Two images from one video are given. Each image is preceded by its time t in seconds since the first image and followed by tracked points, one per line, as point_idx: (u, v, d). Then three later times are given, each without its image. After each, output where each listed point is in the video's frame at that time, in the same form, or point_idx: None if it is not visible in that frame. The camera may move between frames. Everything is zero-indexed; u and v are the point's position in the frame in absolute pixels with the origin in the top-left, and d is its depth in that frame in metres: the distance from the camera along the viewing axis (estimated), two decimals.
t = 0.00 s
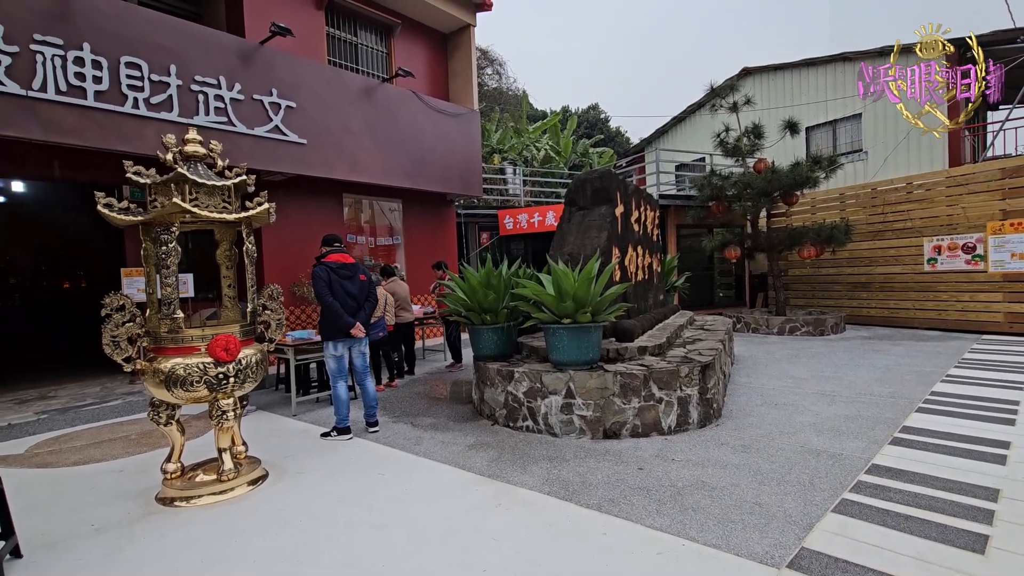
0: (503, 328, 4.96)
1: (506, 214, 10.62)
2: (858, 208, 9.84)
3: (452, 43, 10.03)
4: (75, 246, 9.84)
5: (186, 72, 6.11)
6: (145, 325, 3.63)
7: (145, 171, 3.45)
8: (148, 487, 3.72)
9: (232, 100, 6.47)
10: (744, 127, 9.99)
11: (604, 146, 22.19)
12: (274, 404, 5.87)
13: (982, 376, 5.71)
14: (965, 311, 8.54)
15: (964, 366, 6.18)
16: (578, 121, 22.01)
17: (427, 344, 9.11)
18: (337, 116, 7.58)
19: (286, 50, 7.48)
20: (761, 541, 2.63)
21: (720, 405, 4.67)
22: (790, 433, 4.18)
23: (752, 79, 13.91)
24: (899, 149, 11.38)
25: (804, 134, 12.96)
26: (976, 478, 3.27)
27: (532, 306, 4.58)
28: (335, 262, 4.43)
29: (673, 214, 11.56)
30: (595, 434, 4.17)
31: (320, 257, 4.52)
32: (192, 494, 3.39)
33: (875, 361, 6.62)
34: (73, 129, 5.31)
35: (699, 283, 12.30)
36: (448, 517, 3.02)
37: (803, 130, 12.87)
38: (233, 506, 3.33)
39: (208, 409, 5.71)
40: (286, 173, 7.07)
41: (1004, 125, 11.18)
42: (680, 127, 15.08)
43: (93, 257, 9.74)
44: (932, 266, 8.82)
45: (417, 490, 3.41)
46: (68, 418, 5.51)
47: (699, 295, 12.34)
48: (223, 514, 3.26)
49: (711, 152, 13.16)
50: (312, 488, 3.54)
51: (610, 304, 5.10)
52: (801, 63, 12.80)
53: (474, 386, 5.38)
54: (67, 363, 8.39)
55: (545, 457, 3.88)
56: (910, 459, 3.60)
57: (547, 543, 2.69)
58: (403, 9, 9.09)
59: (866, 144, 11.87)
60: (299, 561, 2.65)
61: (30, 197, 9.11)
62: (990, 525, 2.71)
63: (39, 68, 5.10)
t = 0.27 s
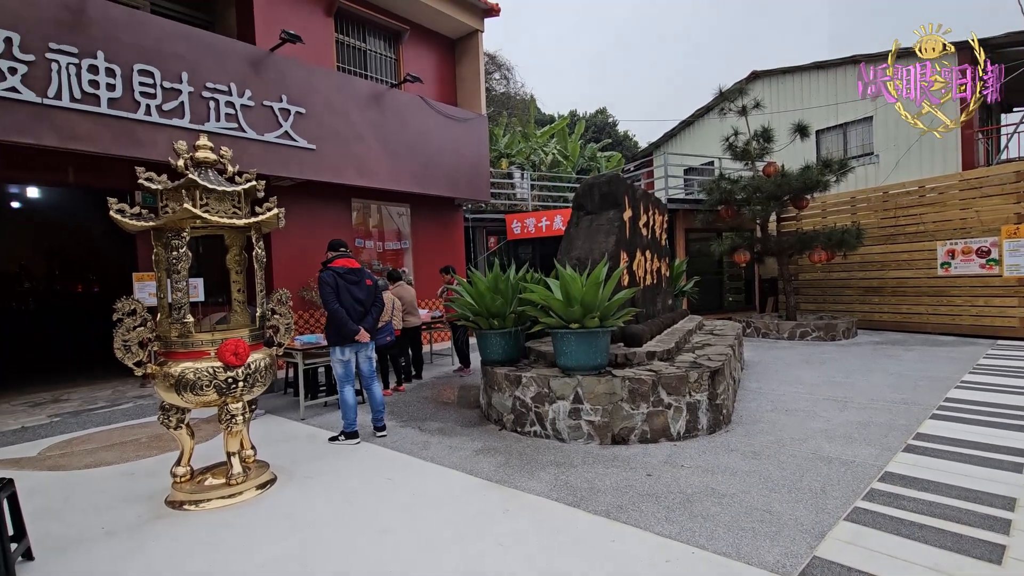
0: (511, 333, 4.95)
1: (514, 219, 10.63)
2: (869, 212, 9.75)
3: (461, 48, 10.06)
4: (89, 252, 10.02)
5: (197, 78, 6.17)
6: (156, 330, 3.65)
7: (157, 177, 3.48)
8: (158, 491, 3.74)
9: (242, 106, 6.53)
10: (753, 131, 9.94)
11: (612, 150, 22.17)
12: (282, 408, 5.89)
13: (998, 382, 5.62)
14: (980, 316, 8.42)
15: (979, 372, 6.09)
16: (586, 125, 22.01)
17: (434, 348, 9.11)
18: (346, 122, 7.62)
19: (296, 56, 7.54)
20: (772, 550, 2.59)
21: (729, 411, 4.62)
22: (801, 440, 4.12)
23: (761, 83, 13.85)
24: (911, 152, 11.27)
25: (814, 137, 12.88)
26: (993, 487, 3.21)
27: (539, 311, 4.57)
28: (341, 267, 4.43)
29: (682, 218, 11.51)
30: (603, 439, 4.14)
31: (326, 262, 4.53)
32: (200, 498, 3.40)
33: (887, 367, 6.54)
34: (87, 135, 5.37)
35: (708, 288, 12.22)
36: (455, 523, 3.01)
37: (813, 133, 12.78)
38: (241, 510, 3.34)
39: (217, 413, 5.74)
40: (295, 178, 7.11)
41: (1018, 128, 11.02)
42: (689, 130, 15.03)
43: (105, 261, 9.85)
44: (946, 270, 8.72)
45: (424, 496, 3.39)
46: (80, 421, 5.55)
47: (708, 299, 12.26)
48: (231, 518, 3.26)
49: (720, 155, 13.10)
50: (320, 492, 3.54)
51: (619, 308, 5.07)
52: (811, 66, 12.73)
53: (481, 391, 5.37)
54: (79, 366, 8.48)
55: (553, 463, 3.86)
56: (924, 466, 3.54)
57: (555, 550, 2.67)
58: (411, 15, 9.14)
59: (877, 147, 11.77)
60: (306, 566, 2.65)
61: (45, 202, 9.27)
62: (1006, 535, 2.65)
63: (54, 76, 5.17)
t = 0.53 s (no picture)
0: (520, 338, 4.94)
1: (523, 224, 10.64)
2: (883, 216, 9.63)
3: (470, 54, 10.11)
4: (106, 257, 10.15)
5: (211, 86, 6.24)
6: (169, 335, 3.68)
7: (171, 184, 3.51)
8: (170, 495, 3.76)
9: (255, 113, 6.59)
10: (764, 135, 9.88)
11: (622, 154, 22.14)
12: (293, 412, 5.91)
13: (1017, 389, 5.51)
14: (998, 322, 8.28)
15: (998, 379, 5.97)
16: (596, 130, 22.01)
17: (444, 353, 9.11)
18: (356, 128, 7.67)
19: (307, 64, 7.61)
20: (786, 559, 2.55)
21: (741, 417, 4.57)
22: (815, 448, 4.07)
23: (771, 86, 13.77)
24: (925, 156, 11.14)
25: (826, 141, 12.77)
26: (1013, 497, 3.14)
27: (549, 316, 4.55)
28: (345, 273, 4.45)
29: (692, 222, 11.45)
30: (614, 446, 4.11)
31: (331, 269, 4.55)
32: (212, 503, 3.41)
33: (903, 373, 6.44)
34: (103, 143, 5.45)
35: (719, 293, 12.14)
36: (465, 530, 2.99)
37: (825, 137, 12.68)
38: (252, 515, 3.35)
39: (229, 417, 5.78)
40: (306, 184, 7.16)
41: None
42: (699, 135, 14.98)
43: (120, 267, 9.98)
44: (962, 275, 8.58)
45: (434, 502, 3.38)
46: (94, 425, 5.61)
47: (720, 304, 12.17)
48: (241, 522, 3.27)
49: (730, 160, 13.03)
50: (329, 497, 3.54)
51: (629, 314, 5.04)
52: (822, 70, 12.65)
53: (490, 397, 5.35)
54: (94, 371, 8.58)
55: (563, 469, 3.83)
56: (942, 475, 3.47)
57: (565, 558, 2.64)
58: (421, 22, 9.20)
59: (891, 151, 11.65)
60: (315, 572, 2.64)
61: (62, 209, 9.43)
62: None
63: (72, 85, 5.25)
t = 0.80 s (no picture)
0: (530, 344, 4.92)
1: (533, 228, 10.63)
2: (898, 220, 9.52)
3: (480, 60, 10.14)
4: (122, 262, 10.36)
5: (224, 94, 6.31)
6: (182, 340, 3.71)
7: (184, 192, 3.54)
8: (182, 499, 3.78)
9: (267, 120, 6.66)
10: (776, 138, 9.80)
11: (631, 159, 22.09)
12: (303, 416, 5.94)
13: None
14: (1017, 327, 8.12)
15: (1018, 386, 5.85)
16: (605, 134, 21.98)
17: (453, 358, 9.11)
18: (367, 133, 7.71)
19: (319, 71, 7.68)
20: (801, 570, 2.50)
21: (754, 424, 4.52)
22: (830, 455, 4.00)
23: (783, 90, 13.68)
24: (941, 158, 10.99)
25: (838, 144, 12.66)
26: None
27: (558, 321, 4.53)
28: (348, 281, 4.46)
29: (703, 227, 11.38)
30: (624, 452, 4.07)
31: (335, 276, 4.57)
32: (223, 507, 3.42)
33: (920, 379, 6.33)
34: (119, 151, 5.53)
35: (731, 297, 12.04)
36: (474, 536, 2.97)
37: (837, 140, 12.56)
38: (262, 520, 3.35)
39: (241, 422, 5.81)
40: (318, 190, 7.21)
41: None
42: (710, 139, 14.91)
43: (136, 272, 10.11)
44: (980, 279, 8.45)
45: (443, 508, 3.37)
46: (109, 429, 5.67)
47: (731, 309, 12.06)
48: (252, 527, 3.27)
49: (742, 163, 12.95)
50: (340, 502, 3.54)
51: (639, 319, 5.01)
52: (834, 73, 12.55)
53: (500, 402, 5.33)
54: (109, 375, 8.68)
55: (573, 475, 3.81)
56: (961, 484, 3.40)
57: (575, 565, 2.62)
58: (430, 28, 9.25)
59: (905, 154, 11.51)
60: None
61: (79, 215, 9.58)
62: None
63: (89, 94, 5.34)
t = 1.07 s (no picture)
0: (540, 348, 4.90)
1: (543, 233, 10.62)
2: (914, 223, 9.40)
3: (489, 65, 10.17)
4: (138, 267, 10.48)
5: (238, 102, 6.38)
6: (195, 344, 3.74)
7: (198, 198, 3.57)
8: (195, 502, 3.80)
9: (279, 127, 6.72)
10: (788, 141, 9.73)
11: (641, 162, 22.03)
12: (314, 421, 5.96)
13: None
14: None
15: None
16: (615, 137, 21.95)
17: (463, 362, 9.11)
18: (377, 139, 7.76)
19: (330, 78, 7.74)
20: None
21: (768, 430, 4.47)
22: (846, 462, 3.94)
23: (795, 92, 13.58)
24: (957, 161, 10.84)
25: (852, 146, 12.53)
26: None
27: (569, 326, 4.51)
28: (355, 286, 4.48)
29: (715, 230, 11.30)
30: (635, 458, 4.04)
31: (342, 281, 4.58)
32: (235, 510, 3.44)
33: (937, 385, 6.22)
34: (135, 158, 5.61)
35: (743, 301, 11.93)
36: (484, 542, 2.95)
37: (851, 142, 12.44)
38: (274, 524, 3.36)
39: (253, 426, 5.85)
40: (329, 195, 7.26)
41: None
42: (721, 142, 14.83)
43: (151, 277, 10.23)
44: (999, 283, 8.31)
45: (454, 513, 3.35)
46: (123, 432, 5.73)
47: (743, 313, 11.96)
48: (264, 531, 3.28)
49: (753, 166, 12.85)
50: (351, 507, 3.54)
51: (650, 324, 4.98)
52: (847, 74, 12.44)
53: (510, 406, 5.32)
54: (124, 378, 8.78)
55: (584, 481, 3.78)
56: (981, 493, 3.32)
57: (586, 572, 2.59)
58: (440, 34, 9.30)
59: (921, 156, 11.37)
60: None
61: (95, 221, 9.73)
62: None
63: (106, 103, 5.42)
